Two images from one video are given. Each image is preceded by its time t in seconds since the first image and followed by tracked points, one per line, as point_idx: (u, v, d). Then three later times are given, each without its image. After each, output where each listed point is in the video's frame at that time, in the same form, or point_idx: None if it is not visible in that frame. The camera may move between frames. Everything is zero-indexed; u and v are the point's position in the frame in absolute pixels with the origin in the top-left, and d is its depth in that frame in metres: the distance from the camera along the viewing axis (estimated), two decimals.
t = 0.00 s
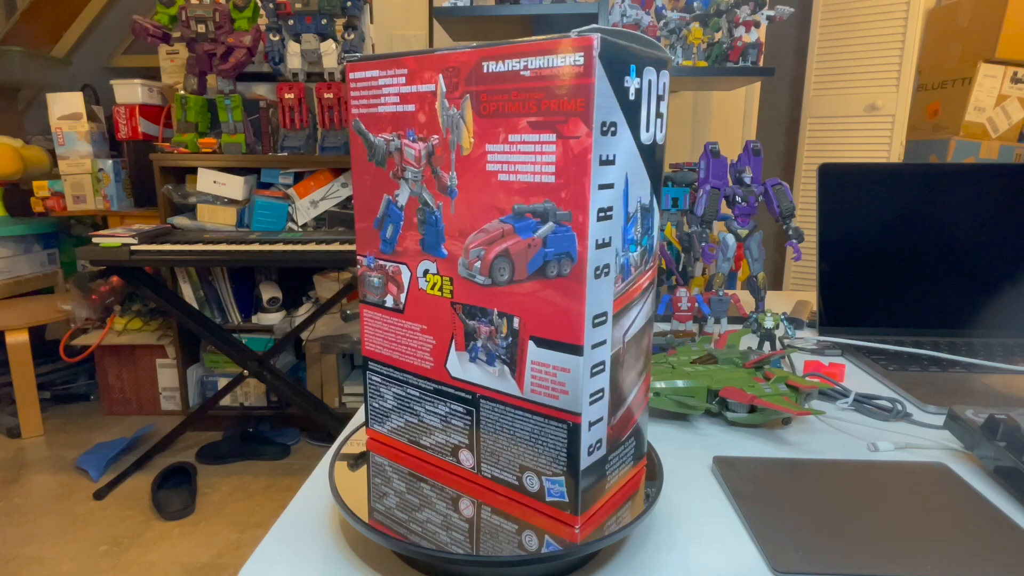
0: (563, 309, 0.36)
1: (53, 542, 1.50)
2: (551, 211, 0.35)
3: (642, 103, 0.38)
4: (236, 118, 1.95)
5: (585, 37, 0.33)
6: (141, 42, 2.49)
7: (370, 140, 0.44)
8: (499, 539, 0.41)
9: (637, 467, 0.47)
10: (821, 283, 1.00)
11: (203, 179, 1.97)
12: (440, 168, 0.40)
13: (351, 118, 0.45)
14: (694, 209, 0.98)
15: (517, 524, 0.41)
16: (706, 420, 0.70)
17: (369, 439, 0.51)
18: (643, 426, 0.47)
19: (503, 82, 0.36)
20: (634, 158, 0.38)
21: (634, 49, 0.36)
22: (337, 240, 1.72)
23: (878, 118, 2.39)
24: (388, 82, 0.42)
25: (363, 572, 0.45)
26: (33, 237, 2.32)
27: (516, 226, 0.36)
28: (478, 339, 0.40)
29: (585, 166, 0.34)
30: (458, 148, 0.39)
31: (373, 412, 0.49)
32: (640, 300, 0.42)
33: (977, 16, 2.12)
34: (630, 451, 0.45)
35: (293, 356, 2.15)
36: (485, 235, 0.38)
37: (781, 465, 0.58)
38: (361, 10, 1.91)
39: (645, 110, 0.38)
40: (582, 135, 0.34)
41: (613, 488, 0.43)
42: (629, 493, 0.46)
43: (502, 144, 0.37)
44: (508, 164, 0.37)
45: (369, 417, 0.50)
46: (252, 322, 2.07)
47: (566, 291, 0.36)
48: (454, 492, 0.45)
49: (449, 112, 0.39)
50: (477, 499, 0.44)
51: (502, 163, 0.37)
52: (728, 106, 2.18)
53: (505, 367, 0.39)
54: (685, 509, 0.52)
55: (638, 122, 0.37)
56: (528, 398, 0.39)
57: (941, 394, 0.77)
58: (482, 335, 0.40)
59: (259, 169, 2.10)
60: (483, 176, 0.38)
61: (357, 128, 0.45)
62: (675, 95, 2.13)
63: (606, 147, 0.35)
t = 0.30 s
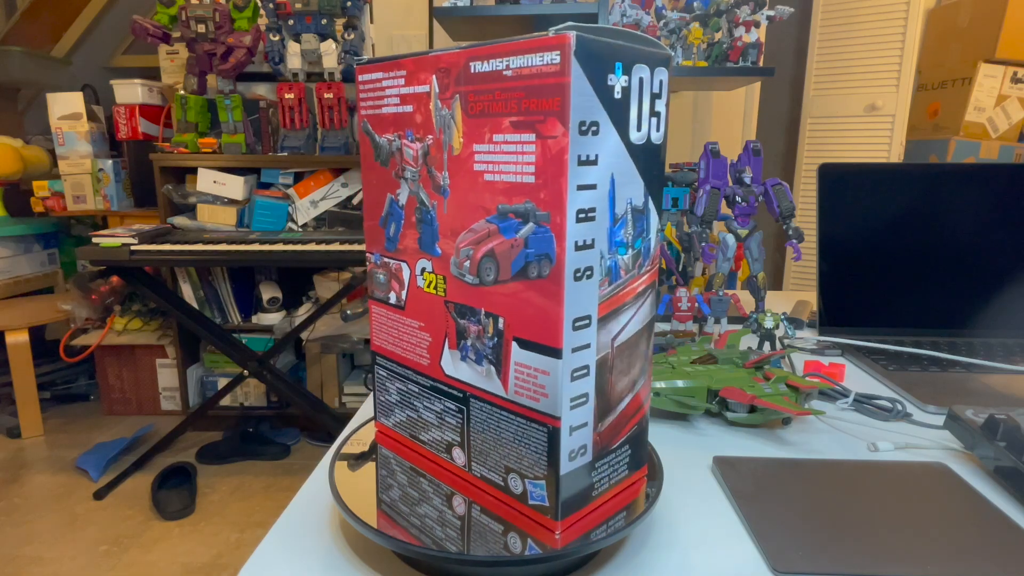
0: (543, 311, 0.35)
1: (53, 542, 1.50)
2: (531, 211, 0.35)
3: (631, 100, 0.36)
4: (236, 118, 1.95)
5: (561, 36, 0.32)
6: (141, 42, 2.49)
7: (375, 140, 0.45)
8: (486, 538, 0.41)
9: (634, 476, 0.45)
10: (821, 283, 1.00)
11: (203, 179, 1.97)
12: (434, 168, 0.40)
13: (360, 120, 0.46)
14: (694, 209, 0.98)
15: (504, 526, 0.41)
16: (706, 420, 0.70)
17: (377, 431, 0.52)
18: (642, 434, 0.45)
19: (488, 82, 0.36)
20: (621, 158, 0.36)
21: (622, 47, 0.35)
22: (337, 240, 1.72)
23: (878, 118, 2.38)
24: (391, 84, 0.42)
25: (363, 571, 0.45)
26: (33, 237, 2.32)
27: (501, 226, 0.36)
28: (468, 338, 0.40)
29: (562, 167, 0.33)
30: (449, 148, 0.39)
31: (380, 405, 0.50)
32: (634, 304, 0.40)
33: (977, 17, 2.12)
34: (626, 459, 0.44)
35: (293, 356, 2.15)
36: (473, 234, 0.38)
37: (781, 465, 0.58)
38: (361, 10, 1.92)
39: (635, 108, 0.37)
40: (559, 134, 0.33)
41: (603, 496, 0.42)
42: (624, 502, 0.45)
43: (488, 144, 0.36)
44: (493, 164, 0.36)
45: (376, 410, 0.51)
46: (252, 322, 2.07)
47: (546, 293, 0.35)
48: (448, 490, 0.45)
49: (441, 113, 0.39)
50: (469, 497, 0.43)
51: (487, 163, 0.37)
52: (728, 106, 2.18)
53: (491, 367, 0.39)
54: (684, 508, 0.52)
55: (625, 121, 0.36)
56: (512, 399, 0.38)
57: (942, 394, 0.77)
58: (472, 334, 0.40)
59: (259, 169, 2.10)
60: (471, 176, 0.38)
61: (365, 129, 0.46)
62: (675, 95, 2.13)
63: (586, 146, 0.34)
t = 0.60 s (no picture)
0: (520, 311, 0.35)
1: (53, 542, 1.50)
2: (511, 212, 0.34)
3: (615, 99, 0.35)
4: (236, 118, 1.95)
5: (535, 34, 0.32)
6: (141, 42, 2.49)
7: (382, 141, 0.45)
8: (473, 538, 0.41)
9: (628, 486, 0.44)
10: (821, 282, 1.00)
11: (203, 179, 1.97)
12: (429, 168, 0.40)
13: (370, 121, 0.47)
14: (694, 209, 0.98)
15: (490, 526, 0.41)
16: (707, 420, 0.70)
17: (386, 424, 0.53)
18: (636, 443, 0.44)
19: (472, 83, 0.35)
20: (603, 157, 0.35)
21: (606, 45, 0.34)
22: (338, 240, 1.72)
23: (878, 118, 2.38)
24: (394, 85, 0.43)
25: (363, 571, 0.45)
26: (33, 238, 2.32)
27: (484, 226, 0.36)
28: (458, 337, 0.40)
29: (537, 167, 0.32)
30: (442, 148, 0.39)
31: (388, 400, 0.51)
32: (623, 308, 0.39)
33: (977, 17, 2.12)
34: (617, 467, 0.43)
35: (293, 356, 2.15)
36: (462, 234, 0.38)
37: (782, 465, 0.58)
38: (361, 10, 1.92)
39: (621, 106, 0.36)
40: (534, 134, 0.32)
41: (590, 503, 0.41)
42: (615, 511, 0.43)
43: (473, 143, 0.36)
44: (478, 164, 0.36)
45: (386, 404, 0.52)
46: (252, 323, 2.07)
47: (523, 294, 0.35)
48: (443, 486, 0.45)
49: (434, 113, 0.39)
50: (461, 494, 0.43)
51: (473, 163, 0.36)
52: (728, 106, 2.18)
53: (477, 367, 0.39)
54: (683, 508, 0.52)
55: (609, 121, 0.35)
56: (495, 399, 0.38)
57: (942, 394, 0.77)
58: (461, 333, 0.40)
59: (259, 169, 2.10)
60: (459, 176, 0.38)
61: (374, 130, 0.46)
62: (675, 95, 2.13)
63: (564, 146, 0.33)
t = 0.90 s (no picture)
0: (497, 312, 0.35)
1: (53, 542, 1.50)
2: (488, 211, 0.34)
3: (596, 98, 0.34)
4: (236, 118, 1.95)
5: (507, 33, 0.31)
6: (141, 42, 2.49)
7: (391, 142, 0.46)
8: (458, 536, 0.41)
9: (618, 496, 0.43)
10: (821, 282, 1.00)
11: (203, 179, 1.97)
12: (425, 167, 0.41)
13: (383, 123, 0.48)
14: (695, 209, 0.98)
15: (475, 524, 0.41)
16: (706, 420, 0.70)
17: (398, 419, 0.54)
18: (627, 451, 0.42)
19: (458, 83, 0.36)
20: (583, 158, 0.35)
21: (587, 44, 0.33)
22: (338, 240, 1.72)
23: (878, 118, 2.38)
24: (399, 87, 0.43)
25: (363, 571, 0.45)
26: (33, 238, 2.32)
27: (468, 226, 0.36)
28: (448, 336, 0.40)
29: (509, 167, 0.32)
30: (434, 149, 0.39)
31: (399, 395, 0.52)
32: (608, 313, 0.38)
33: (977, 17, 2.12)
34: (605, 476, 0.41)
35: (293, 356, 2.15)
36: (451, 233, 0.38)
37: (781, 465, 0.58)
38: (361, 10, 1.92)
39: (603, 105, 0.35)
40: (506, 134, 0.32)
41: (574, 510, 0.40)
42: (604, 520, 0.42)
43: (459, 144, 0.36)
44: (463, 164, 0.36)
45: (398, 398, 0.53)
46: (252, 323, 2.07)
47: (499, 294, 0.34)
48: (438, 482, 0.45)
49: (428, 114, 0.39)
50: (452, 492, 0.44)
51: (460, 163, 0.37)
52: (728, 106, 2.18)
53: (464, 366, 0.39)
54: (683, 508, 0.52)
55: (589, 121, 0.34)
56: (477, 399, 0.38)
57: (942, 394, 0.77)
58: (451, 332, 0.40)
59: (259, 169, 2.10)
60: (448, 176, 0.38)
61: (386, 131, 0.47)
62: (675, 95, 2.13)
63: (537, 146, 0.33)
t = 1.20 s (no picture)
0: (476, 311, 0.35)
1: (53, 542, 1.50)
2: (468, 211, 0.35)
3: (575, 97, 0.34)
4: (236, 118, 1.95)
5: (479, 33, 0.32)
6: (141, 42, 2.49)
7: (401, 143, 0.47)
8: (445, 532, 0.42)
9: (605, 504, 0.42)
10: (821, 282, 1.00)
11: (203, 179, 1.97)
12: (422, 167, 0.41)
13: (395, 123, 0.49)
14: (695, 209, 0.98)
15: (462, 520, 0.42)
16: (706, 420, 0.70)
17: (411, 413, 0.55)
18: (615, 459, 0.41)
19: (444, 83, 0.36)
20: (562, 158, 0.34)
21: (565, 42, 0.33)
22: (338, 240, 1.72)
23: (879, 118, 2.38)
24: (404, 88, 0.44)
25: (363, 572, 0.45)
26: (33, 238, 2.32)
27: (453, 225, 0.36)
28: (441, 333, 0.41)
29: (483, 167, 0.33)
30: (428, 148, 0.40)
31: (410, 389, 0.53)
32: (592, 317, 0.38)
33: (977, 16, 2.12)
34: (590, 483, 0.41)
35: (293, 356, 2.15)
36: (442, 232, 0.39)
37: (781, 465, 0.58)
38: (361, 10, 1.93)
39: (583, 104, 0.34)
40: (480, 134, 0.33)
41: (555, 514, 0.40)
42: (590, 528, 0.42)
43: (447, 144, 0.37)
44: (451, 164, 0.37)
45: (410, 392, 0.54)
46: (252, 323, 2.07)
47: (477, 293, 0.35)
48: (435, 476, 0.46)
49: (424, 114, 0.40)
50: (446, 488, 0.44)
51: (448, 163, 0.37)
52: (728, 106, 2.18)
53: (452, 363, 0.39)
54: (683, 508, 0.52)
55: (567, 120, 0.34)
56: (462, 396, 0.39)
57: (942, 394, 0.77)
58: (443, 329, 0.41)
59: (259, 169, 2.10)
60: (438, 175, 0.38)
61: (397, 131, 0.48)
62: (675, 95, 2.13)
63: (511, 146, 0.33)
